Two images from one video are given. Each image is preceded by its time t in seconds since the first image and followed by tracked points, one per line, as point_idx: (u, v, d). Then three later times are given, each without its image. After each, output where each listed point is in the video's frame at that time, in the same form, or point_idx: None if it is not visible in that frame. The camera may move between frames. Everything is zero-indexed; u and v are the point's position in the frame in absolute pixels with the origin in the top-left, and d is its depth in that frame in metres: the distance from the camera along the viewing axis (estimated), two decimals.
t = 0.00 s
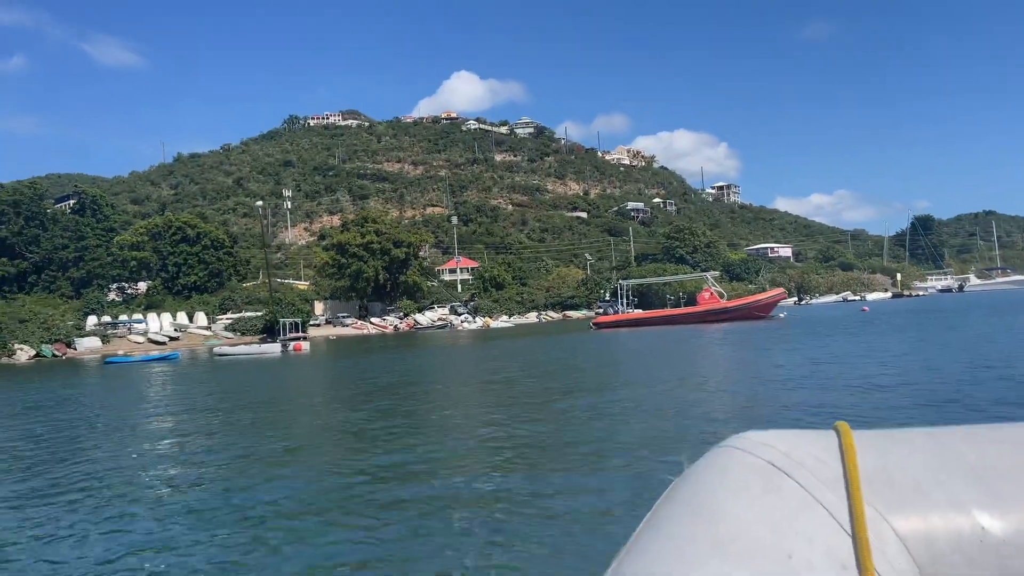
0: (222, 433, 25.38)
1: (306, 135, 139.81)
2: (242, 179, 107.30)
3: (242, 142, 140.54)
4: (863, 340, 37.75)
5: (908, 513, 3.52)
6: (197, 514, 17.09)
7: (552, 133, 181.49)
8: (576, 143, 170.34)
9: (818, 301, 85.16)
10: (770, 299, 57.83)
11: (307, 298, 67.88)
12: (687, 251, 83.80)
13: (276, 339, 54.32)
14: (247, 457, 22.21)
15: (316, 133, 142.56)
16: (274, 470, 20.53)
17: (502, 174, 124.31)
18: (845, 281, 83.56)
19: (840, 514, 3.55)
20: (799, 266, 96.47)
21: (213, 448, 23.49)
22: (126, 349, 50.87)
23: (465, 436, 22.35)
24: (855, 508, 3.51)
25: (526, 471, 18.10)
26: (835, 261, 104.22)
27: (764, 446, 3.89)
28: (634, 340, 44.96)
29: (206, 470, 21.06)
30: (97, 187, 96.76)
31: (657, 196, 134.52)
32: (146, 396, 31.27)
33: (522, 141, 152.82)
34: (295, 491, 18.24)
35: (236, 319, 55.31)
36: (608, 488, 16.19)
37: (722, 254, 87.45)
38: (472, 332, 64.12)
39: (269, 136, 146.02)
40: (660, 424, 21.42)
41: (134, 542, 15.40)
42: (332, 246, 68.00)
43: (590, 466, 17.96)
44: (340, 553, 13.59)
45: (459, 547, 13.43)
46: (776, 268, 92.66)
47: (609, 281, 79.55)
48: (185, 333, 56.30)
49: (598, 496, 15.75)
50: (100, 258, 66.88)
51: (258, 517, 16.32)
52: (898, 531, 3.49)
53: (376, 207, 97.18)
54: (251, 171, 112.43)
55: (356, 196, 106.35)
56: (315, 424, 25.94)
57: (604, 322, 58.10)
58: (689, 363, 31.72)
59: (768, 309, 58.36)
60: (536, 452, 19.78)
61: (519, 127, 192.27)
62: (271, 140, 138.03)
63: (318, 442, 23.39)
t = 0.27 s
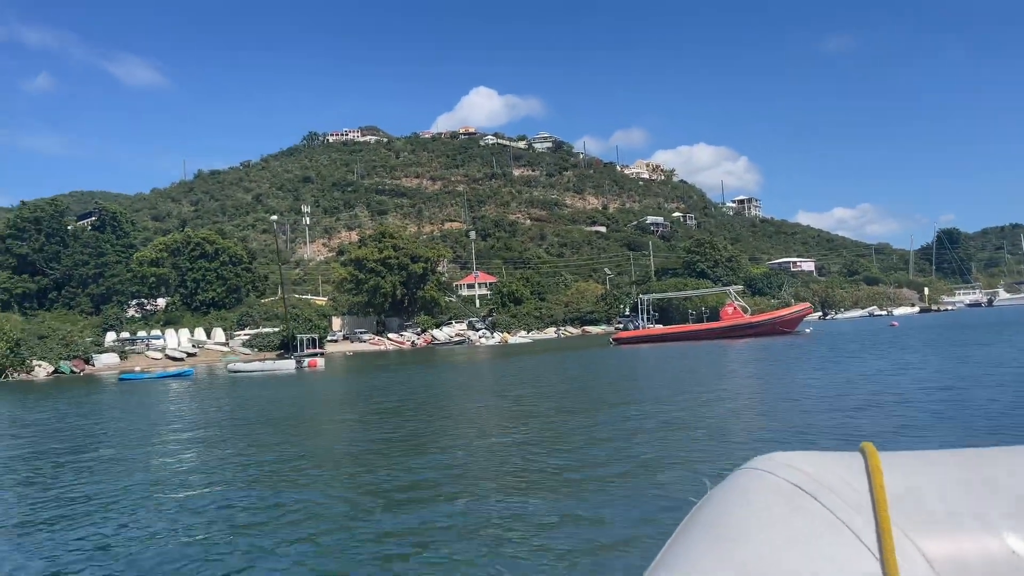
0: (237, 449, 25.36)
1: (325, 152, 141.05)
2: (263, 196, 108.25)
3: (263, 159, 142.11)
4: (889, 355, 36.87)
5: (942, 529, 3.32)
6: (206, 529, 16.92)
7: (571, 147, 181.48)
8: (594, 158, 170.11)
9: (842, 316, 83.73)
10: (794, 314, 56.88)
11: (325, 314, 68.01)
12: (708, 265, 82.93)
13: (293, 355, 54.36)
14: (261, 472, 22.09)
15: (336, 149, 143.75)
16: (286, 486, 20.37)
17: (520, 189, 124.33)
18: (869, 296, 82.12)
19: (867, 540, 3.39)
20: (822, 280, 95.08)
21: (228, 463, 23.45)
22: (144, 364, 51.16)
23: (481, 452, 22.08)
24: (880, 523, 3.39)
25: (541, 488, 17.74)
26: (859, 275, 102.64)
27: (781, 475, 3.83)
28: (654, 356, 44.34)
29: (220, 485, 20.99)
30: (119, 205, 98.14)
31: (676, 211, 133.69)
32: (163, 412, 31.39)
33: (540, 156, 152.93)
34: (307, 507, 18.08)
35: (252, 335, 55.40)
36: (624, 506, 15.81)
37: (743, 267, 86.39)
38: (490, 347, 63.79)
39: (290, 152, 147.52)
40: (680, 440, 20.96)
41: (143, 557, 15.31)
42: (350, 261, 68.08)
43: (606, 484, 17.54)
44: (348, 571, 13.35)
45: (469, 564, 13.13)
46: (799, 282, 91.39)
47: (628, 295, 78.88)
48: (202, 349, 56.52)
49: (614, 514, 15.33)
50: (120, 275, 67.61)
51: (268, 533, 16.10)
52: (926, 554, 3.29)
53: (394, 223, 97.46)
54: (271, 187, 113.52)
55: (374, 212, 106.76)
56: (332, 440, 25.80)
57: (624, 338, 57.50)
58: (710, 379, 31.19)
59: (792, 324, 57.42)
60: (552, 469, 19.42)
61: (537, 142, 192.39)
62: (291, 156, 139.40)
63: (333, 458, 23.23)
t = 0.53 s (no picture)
0: (256, 466, 25.39)
1: (347, 171, 142.48)
2: (284, 214, 109.33)
3: (285, 178, 143.89)
4: (917, 374, 36.07)
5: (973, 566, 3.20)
6: (220, 548, 16.78)
7: (590, 164, 181.63)
8: (614, 175, 170.07)
9: (868, 333, 82.35)
10: (819, 331, 55.99)
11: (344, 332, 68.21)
12: (730, 282, 82.13)
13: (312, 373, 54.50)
14: (279, 489, 22.09)
15: (357, 168, 145.13)
16: (302, 504, 20.25)
17: (540, 206, 124.46)
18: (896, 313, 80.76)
19: (893, 566, 3.31)
20: (846, 297, 93.75)
21: (246, 481, 23.48)
22: (165, 382, 51.58)
23: (498, 471, 21.87)
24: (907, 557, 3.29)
25: (558, 508, 17.44)
26: (885, 291, 101.08)
27: (787, 499, 3.80)
28: (675, 374, 43.87)
29: (238, 502, 21.00)
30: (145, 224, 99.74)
31: (697, 227, 133.04)
32: (183, 429, 31.58)
33: (560, 173, 153.21)
34: (322, 525, 17.99)
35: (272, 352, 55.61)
36: (642, 526, 15.51)
37: (766, 284, 85.46)
38: (509, 364, 63.55)
39: (312, 171, 149.24)
40: (702, 460, 20.57)
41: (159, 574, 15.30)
42: (370, 278, 68.28)
43: (626, 505, 17.17)
44: None
45: None
46: (823, 299, 90.18)
47: (649, 312, 78.31)
48: (222, 367, 56.82)
49: (634, 535, 14.96)
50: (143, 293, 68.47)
51: (282, 552, 15.94)
52: None
53: (414, 241, 97.95)
54: (293, 206, 114.76)
55: (395, 230, 107.29)
56: (351, 458, 25.74)
57: (645, 355, 56.96)
58: (732, 398, 30.72)
59: (816, 341, 56.53)
60: (571, 489, 19.11)
61: (557, 160, 192.97)
62: (313, 176, 140.99)
63: (351, 476, 23.16)
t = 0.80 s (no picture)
0: (274, 481, 25.53)
1: (365, 188, 143.50)
2: (302, 232, 110.16)
3: (304, 196, 145.18)
4: (942, 392, 35.38)
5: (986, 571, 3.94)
6: (236, 564, 16.72)
7: (608, 181, 181.43)
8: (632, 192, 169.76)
9: (891, 350, 80.97)
10: (842, 347, 55.15)
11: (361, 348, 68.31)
12: (749, 298, 81.31)
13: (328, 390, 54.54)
14: (297, 504, 22.18)
15: (375, 185, 146.06)
16: (321, 520, 20.21)
17: (556, 223, 124.38)
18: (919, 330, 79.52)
19: None
20: (868, 313, 92.42)
21: (264, 496, 23.60)
22: (181, 399, 51.77)
23: (516, 487, 21.86)
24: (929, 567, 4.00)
25: (576, 526, 17.25)
26: (907, 307, 99.54)
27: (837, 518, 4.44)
28: (693, 392, 43.48)
29: (257, 517, 21.13)
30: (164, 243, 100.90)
31: (715, 243, 132.31)
32: (201, 445, 31.75)
33: (577, 189, 153.21)
34: (339, 540, 18.04)
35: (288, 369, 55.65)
36: (659, 543, 15.40)
37: (786, 300, 84.57)
38: (525, 382, 63.29)
39: (330, 189, 150.43)
40: (724, 478, 20.29)
41: None
42: (386, 295, 68.38)
43: (646, 523, 16.88)
44: None
45: None
46: (844, 316, 88.99)
47: (667, 329, 77.73)
48: (238, 384, 56.96)
49: (655, 554, 14.70)
50: (160, 309, 68.92)
51: (297, 568, 15.85)
52: None
53: (431, 257, 98.18)
54: (312, 223, 115.60)
55: (412, 247, 107.60)
56: (368, 473, 25.83)
57: (664, 373, 56.40)
58: (753, 416, 30.30)
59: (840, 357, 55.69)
60: (591, 506, 18.89)
61: (574, 176, 193.12)
62: (331, 193, 142.14)
63: (369, 491, 23.22)
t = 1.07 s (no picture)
0: (284, 495, 25.39)
1: (378, 202, 144.09)
2: (315, 246, 110.73)
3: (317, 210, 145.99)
4: (963, 408, 34.69)
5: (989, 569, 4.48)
6: None
7: (621, 194, 181.28)
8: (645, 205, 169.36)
9: (909, 365, 79.82)
10: (860, 362, 54.34)
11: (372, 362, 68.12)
12: (763, 312, 80.57)
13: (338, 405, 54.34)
14: (306, 518, 22.02)
15: (388, 200, 146.62)
16: (330, 535, 19.94)
17: (569, 236, 124.16)
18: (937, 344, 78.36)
19: None
20: (884, 328, 91.38)
21: (273, 509, 23.45)
22: (191, 413, 51.73)
23: (528, 502, 21.60)
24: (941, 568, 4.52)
25: (590, 542, 16.90)
26: (925, 321, 98.33)
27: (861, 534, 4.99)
28: (707, 407, 42.95)
29: (266, 530, 20.98)
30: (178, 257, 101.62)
31: (729, 257, 131.72)
32: (210, 459, 31.64)
33: (589, 203, 153.05)
34: (348, 554, 17.87)
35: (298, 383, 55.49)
36: (672, 560, 15.10)
37: (801, 314, 83.70)
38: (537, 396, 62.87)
39: (343, 203, 151.20)
40: (739, 495, 19.94)
41: None
42: (397, 308, 68.25)
43: (660, 541, 16.53)
44: None
45: None
46: (860, 330, 88.01)
47: (680, 343, 77.06)
48: (249, 398, 56.84)
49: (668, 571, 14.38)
50: (172, 323, 69.12)
51: None
52: None
53: (443, 271, 98.20)
54: (325, 237, 116.08)
55: (424, 260, 107.74)
56: (379, 487, 25.64)
57: (678, 387, 55.77)
58: (769, 432, 29.79)
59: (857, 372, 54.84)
60: (604, 522, 18.54)
61: (586, 190, 193.03)
62: (345, 207, 142.82)
63: (379, 505, 23.04)
